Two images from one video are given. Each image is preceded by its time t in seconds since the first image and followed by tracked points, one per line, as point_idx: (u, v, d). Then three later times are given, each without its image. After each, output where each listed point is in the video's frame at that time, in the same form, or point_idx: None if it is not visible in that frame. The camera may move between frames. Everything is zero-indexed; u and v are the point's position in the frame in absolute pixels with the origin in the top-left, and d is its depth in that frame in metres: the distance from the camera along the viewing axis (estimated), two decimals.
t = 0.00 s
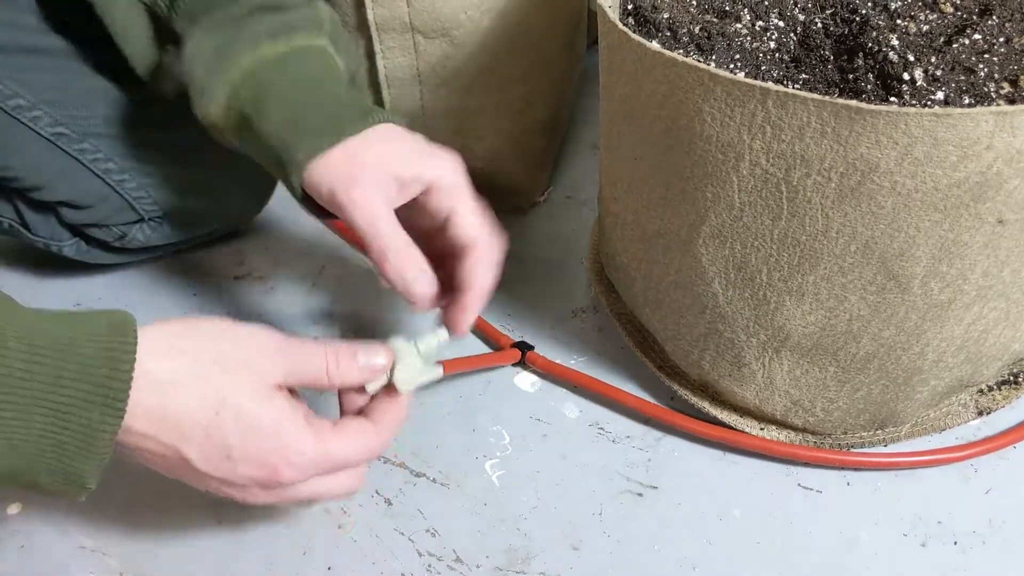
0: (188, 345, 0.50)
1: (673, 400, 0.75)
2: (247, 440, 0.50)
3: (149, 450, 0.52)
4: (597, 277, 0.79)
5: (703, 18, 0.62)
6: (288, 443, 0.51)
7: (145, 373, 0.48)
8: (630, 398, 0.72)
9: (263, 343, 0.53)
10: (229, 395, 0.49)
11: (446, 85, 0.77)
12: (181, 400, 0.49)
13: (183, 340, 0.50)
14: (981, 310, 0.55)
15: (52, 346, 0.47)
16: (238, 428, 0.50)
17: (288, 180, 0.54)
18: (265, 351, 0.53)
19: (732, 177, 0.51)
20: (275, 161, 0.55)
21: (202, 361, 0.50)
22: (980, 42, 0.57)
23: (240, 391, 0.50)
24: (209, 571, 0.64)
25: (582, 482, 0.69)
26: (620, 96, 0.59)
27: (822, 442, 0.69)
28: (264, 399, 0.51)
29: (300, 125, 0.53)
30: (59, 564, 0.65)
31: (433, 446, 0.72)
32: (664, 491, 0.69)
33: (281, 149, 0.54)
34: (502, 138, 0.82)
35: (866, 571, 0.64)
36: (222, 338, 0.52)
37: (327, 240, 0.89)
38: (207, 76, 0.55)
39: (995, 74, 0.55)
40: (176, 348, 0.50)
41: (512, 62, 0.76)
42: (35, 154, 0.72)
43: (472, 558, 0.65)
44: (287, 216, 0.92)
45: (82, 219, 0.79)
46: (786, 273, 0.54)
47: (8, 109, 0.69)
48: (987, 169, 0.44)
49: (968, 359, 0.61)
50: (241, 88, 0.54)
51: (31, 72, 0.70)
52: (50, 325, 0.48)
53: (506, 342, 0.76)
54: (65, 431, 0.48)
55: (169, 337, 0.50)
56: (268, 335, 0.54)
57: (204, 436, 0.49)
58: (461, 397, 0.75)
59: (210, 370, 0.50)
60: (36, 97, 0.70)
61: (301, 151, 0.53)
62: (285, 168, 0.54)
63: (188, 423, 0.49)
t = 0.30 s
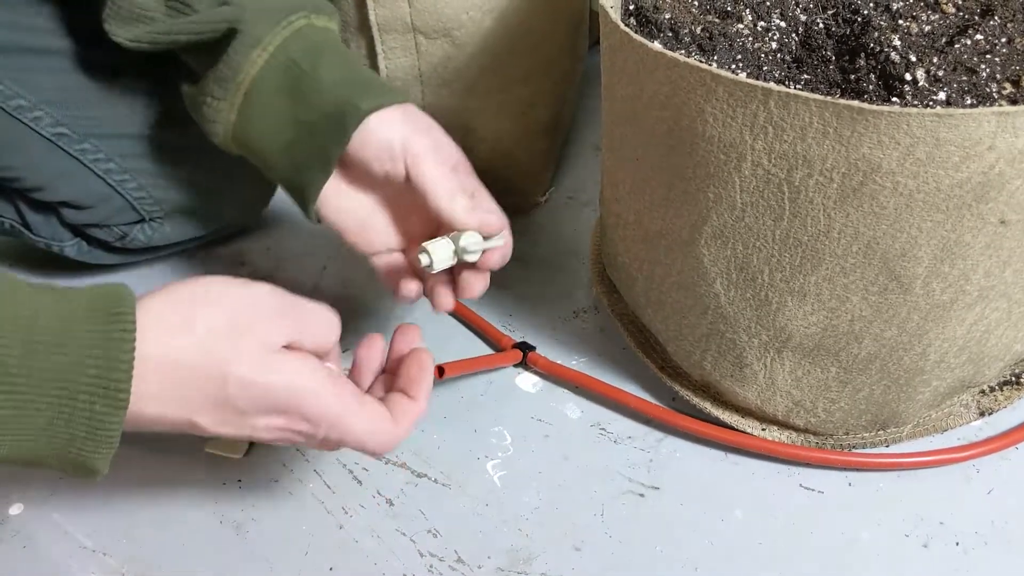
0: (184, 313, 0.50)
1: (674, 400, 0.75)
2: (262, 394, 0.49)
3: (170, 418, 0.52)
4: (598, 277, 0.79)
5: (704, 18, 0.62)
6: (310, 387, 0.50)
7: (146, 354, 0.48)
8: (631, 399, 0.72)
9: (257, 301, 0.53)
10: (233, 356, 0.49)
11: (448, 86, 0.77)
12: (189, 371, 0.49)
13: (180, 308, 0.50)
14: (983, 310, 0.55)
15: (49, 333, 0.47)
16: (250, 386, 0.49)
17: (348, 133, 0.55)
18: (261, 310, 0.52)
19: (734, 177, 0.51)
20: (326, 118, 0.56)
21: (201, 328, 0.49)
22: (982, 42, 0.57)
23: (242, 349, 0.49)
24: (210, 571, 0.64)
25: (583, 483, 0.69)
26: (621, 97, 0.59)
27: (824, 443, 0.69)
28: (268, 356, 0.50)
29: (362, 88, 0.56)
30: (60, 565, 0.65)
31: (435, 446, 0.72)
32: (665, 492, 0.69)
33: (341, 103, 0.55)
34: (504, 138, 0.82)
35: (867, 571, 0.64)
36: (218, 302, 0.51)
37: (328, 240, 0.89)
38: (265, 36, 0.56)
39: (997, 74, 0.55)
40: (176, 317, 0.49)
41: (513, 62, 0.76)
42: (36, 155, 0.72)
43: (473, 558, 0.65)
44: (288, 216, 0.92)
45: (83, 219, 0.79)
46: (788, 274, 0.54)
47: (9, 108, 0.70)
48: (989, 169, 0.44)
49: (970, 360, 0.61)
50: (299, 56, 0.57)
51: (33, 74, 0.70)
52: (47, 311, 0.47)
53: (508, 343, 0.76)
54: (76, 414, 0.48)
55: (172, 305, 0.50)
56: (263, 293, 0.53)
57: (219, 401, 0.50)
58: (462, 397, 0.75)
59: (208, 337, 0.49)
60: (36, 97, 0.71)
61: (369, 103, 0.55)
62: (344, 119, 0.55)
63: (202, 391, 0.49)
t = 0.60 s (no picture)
0: (172, 313, 0.49)
1: (674, 400, 0.75)
2: (243, 397, 0.46)
3: (175, 443, 0.49)
4: (598, 277, 0.79)
5: (703, 18, 0.62)
6: (299, 388, 0.46)
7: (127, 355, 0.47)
8: (631, 399, 0.72)
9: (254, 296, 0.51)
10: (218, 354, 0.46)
11: (448, 86, 0.77)
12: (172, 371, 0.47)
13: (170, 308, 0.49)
14: (983, 310, 0.55)
15: (34, 342, 0.49)
16: (231, 386, 0.46)
17: (313, 69, 0.53)
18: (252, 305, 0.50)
19: (733, 178, 0.51)
20: (291, 56, 0.54)
21: (187, 325, 0.48)
22: (982, 42, 0.57)
23: (227, 346, 0.47)
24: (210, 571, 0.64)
25: (584, 483, 0.69)
26: (621, 97, 0.59)
27: (824, 443, 0.69)
28: (251, 350, 0.47)
29: (329, 26, 0.54)
30: (59, 566, 0.65)
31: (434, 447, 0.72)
32: (665, 492, 0.69)
33: (307, 38, 0.53)
34: (504, 138, 0.82)
35: (869, 572, 0.63)
36: (210, 305, 0.49)
37: (328, 241, 0.89)
38: None
39: (996, 74, 0.55)
40: (164, 318, 0.49)
41: (514, 63, 0.76)
42: (37, 155, 0.72)
43: (473, 558, 0.65)
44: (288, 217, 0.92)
45: (83, 220, 0.79)
46: (787, 274, 0.54)
47: (10, 109, 0.70)
48: (989, 169, 0.44)
49: (970, 360, 0.61)
50: None
51: (33, 73, 0.70)
52: (40, 321, 0.50)
53: (508, 343, 0.76)
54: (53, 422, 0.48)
55: (162, 306, 0.50)
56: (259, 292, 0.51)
57: (201, 408, 0.47)
58: (462, 398, 0.75)
59: (193, 334, 0.48)
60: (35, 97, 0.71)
61: (336, 38, 0.53)
62: (308, 56, 0.53)
63: (183, 395, 0.47)
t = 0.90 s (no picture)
0: (132, 315, 0.38)
1: (676, 401, 0.75)
2: (210, 436, 0.36)
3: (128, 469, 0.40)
4: (599, 278, 0.79)
5: (704, 19, 0.62)
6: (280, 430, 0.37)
7: (70, 373, 0.37)
8: (633, 400, 0.72)
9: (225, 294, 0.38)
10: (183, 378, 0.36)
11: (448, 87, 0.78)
12: (126, 399, 0.37)
13: (131, 301, 0.38)
14: (984, 311, 0.55)
15: None
16: (197, 424, 0.36)
17: (306, 59, 0.52)
18: (231, 321, 0.37)
19: (735, 178, 0.51)
20: (283, 45, 0.53)
21: (148, 339, 0.37)
22: (983, 43, 0.58)
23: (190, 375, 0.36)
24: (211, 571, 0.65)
25: (585, 484, 0.69)
26: (622, 98, 0.59)
27: (824, 443, 0.69)
28: (224, 381, 0.36)
29: (326, 15, 0.53)
30: (60, 566, 0.65)
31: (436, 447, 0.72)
32: (666, 493, 0.69)
33: (305, 29, 0.53)
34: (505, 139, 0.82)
35: (870, 572, 0.64)
36: (180, 310, 0.37)
37: (329, 241, 0.89)
38: None
39: (998, 75, 0.55)
40: (120, 322, 0.38)
41: (515, 63, 0.76)
42: (38, 156, 0.73)
43: (474, 559, 0.65)
44: (289, 217, 0.93)
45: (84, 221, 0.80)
46: (789, 274, 0.54)
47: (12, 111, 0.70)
48: (990, 170, 0.44)
49: (971, 361, 0.61)
50: None
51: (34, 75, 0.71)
52: None
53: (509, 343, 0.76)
54: None
55: (121, 298, 0.38)
56: (244, 285, 0.38)
57: (159, 443, 0.37)
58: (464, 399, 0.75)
59: (156, 350, 0.37)
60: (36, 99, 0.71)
61: (332, 29, 0.53)
62: (304, 46, 0.52)
63: (138, 426, 0.37)
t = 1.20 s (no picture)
0: (106, 435, 0.39)
1: (673, 403, 0.75)
2: (178, 566, 0.39)
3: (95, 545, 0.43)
4: (596, 279, 0.79)
5: (702, 21, 0.62)
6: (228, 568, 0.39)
7: (49, 483, 0.40)
8: (631, 402, 0.72)
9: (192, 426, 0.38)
10: (149, 503, 0.38)
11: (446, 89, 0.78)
12: (100, 518, 0.40)
13: (108, 419, 0.40)
14: (981, 312, 0.55)
15: None
16: (164, 555, 0.39)
17: (313, 115, 0.48)
18: (208, 450, 0.38)
19: (732, 180, 0.51)
20: (294, 99, 0.50)
21: (118, 468, 0.39)
22: (980, 45, 0.58)
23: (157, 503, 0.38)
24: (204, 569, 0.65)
25: (583, 486, 0.69)
26: (619, 100, 0.59)
27: (822, 445, 0.69)
28: (181, 521, 0.38)
29: (342, 69, 0.49)
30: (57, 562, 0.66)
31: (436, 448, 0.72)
32: (664, 494, 0.69)
33: (313, 82, 0.49)
34: (501, 140, 0.82)
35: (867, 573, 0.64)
36: (159, 425, 0.39)
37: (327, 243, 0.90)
38: (247, 9, 0.51)
39: (994, 77, 0.55)
40: (94, 442, 0.40)
41: (513, 66, 0.76)
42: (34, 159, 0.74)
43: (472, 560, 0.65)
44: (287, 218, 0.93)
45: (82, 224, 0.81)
46: (786, 276, 0.54)
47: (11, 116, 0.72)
48: (986, 172, 0.45)
49: (967, 362, 0.61)
50: (281, 28, 0.51)
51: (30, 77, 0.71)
52: None
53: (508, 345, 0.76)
54: None
55: (101, 410, 0.40)
56: (219, 417, 0.38)
57: (123, 544, 0.40)
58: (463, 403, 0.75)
59: (123, 482, 0.39)
60: (32, 102, 0.72)
61: (341, 82, 0.48)
62: (311, 100, 0.49)
63: (113, 542, 0.40)
